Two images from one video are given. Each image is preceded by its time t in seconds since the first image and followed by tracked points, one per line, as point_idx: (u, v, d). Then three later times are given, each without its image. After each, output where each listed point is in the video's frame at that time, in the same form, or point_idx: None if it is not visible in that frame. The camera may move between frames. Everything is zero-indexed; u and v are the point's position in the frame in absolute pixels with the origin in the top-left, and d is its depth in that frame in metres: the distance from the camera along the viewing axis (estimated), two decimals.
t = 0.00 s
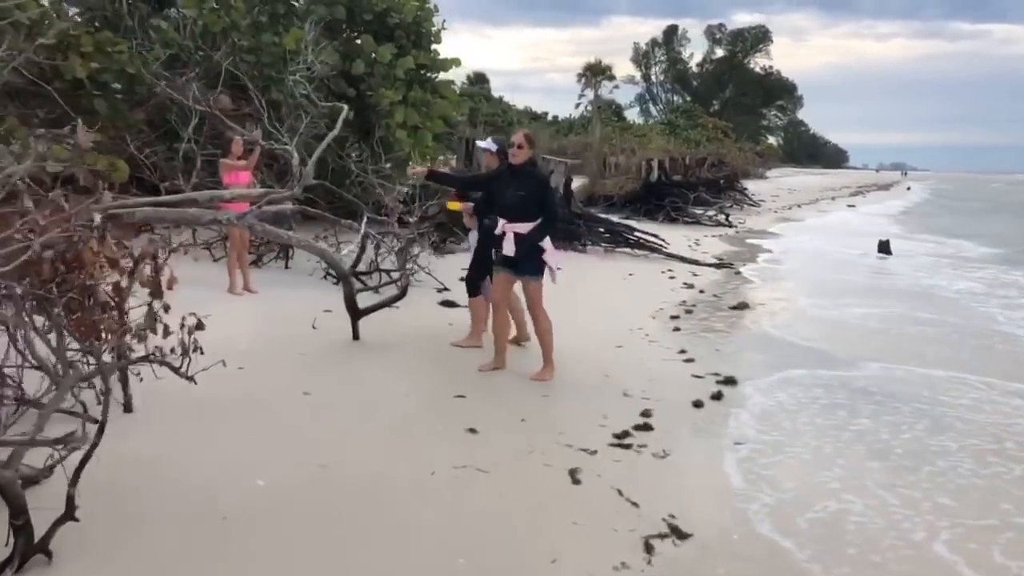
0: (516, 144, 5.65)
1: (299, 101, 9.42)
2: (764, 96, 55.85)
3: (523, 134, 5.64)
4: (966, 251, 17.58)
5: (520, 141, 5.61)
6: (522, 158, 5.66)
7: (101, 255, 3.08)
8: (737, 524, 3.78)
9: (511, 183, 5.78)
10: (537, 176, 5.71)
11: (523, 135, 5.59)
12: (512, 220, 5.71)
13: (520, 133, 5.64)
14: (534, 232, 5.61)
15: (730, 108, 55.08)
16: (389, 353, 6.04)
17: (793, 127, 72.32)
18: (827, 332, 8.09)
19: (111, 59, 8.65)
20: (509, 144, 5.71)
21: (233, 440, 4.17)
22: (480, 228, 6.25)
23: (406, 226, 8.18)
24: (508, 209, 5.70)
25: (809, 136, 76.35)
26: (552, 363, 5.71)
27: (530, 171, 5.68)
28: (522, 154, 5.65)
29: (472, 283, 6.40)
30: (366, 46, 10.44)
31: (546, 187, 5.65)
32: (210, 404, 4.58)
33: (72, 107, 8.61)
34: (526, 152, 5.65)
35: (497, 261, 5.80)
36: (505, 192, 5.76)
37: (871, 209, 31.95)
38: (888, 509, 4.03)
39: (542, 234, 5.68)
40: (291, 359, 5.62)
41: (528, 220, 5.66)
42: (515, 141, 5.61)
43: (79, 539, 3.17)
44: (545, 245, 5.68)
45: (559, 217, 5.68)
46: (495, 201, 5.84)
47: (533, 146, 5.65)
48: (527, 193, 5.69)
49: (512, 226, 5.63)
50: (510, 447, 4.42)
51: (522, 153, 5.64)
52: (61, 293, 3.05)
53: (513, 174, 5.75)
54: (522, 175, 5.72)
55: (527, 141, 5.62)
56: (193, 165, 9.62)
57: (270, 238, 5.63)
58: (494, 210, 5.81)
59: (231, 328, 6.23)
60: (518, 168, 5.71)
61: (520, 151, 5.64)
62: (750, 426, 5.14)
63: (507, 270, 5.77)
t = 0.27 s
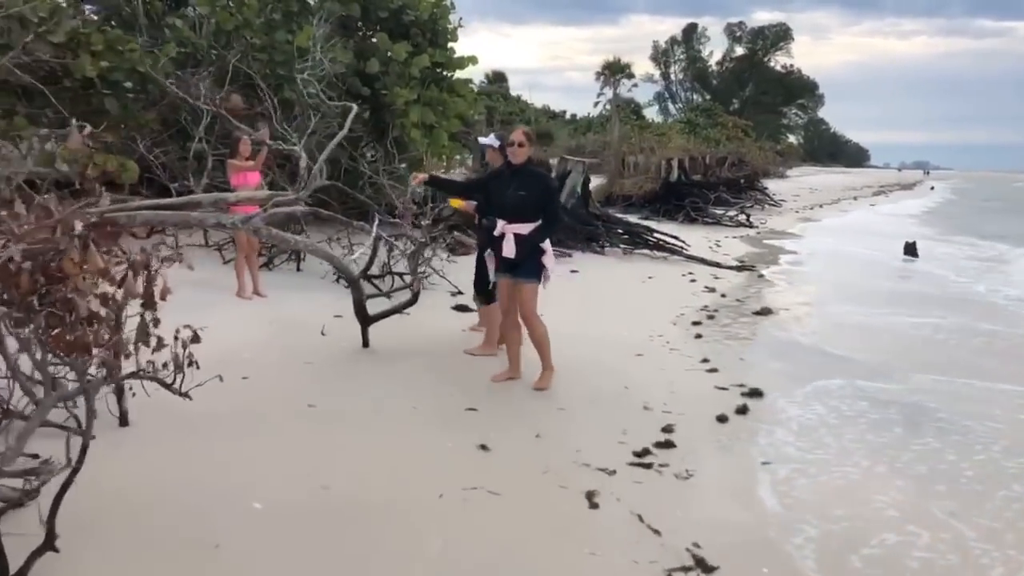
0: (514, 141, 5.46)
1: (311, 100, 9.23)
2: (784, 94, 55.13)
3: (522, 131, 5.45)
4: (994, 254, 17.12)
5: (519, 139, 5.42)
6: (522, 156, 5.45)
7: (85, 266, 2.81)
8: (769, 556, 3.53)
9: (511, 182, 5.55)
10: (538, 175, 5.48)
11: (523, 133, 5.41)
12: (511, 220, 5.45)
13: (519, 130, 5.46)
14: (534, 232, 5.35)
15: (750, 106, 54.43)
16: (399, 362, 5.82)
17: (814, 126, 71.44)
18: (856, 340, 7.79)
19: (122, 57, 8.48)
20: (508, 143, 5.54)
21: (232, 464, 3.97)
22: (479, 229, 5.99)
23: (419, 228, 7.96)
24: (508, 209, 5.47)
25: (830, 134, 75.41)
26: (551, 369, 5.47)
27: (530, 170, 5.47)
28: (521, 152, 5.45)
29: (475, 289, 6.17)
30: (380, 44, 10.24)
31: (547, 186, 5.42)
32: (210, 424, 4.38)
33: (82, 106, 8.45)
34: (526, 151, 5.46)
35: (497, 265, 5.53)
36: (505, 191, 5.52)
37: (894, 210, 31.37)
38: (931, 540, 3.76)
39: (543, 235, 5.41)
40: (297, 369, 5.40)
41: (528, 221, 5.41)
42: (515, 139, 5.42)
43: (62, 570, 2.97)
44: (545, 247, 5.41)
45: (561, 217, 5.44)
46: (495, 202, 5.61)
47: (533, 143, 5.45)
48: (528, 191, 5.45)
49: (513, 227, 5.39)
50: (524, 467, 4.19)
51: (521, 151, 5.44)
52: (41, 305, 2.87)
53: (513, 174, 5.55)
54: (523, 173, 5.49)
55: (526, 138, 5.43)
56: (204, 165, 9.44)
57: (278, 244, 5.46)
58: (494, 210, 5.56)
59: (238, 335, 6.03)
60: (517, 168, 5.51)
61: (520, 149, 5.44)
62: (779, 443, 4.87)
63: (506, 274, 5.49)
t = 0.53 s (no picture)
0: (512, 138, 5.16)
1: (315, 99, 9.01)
2: (802, 95, 54.47)
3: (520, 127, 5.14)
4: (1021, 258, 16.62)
5: (517, 135, 5.12)
6: (520, 153, 5.16)
7: (42, 272, 2.61)
8: None
9: (510, 181, 5.28)
10: (538, 173, 5.20)
11: (521, 129, 5.12)
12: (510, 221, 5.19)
13: (518, 126, 5.16)
14: (533, 234, 5.08)
15: (768, 107, 53.82)
16: (400, 370, 5.56)
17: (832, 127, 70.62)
18: (881, 348, 7.43)
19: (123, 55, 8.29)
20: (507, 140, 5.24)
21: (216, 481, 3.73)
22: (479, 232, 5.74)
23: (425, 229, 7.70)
24: (506, 209, 5.21)
25: (849, 135, 74.50)
26: (547, 380, 5.22)
27: (529, 168, 5.18)
28: (520, 149, 5.15)
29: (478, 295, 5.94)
30: (388, 42, 10.00)
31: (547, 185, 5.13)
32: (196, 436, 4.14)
33: (83, 105, 8.28)
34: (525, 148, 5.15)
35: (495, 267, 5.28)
36: (504, 191, 5.26)
37: (915, 212, 30.77)
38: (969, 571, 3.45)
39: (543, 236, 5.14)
40: (293, 378, 5.16)
41: (527, 222, 5.14)
42: (513, 135, 5.12)
43: None
44: (545, 249, 5.14)
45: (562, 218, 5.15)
46: (494, 202, 5.35)
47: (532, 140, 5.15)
48: (528, 191, 5.18)
49: (510, 228, 5.12)
50: (527, 487, 3.92)
51: (520, 148, 5.14)
52: None
53: (513, 172, 5.26)
54: (522, 172, 5.22)
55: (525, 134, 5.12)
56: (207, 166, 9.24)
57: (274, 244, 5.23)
58: (493, 211, 5.31)
59: (235, 341, 5.80)
60: (517, 166, 5.22)
61: (518, 146, 5.14)
62: (802, 460, 4.57)
63: (504, 277, 5.24)
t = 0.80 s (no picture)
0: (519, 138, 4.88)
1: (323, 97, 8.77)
2: (825, 90, 53.61)
3: (527, 126, 4.86)
4: None
5: (523, 135, 4.85)
6: (527, 154, 4.88)
7: None
8: None
9: (517, 183, 5.01)
10: (546, 175, 4.92)
11: (528, 129, 4.84)
12: (517, 226, 4.93)
13: (524, 125, 4.87)
14: (540, 240, 4.82)
15: (789, 103, 53.03)
16: (405, 381, 5.31)
17: (855, 123, 69.58)
18: (911, 356, 7.08)
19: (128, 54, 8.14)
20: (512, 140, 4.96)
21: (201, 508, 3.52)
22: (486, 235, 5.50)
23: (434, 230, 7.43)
24: (513, 213, 4.95)
25: (872, 132, 73.39)
26: (560, 393, 4.97)
27: (537, 170, 4.91)
28: (527, 150, 4.87)
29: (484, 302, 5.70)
30: (399, 38, 9.77)
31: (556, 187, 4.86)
32: (184, 459, 3.93)
33: (87, 105, 8.13)
34: (532, 148, 4.88)
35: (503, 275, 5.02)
36: (511, 194, 4.99)
37: (941, 210, 30.07)
38: None
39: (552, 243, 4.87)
40: (292, 390, 4.94)
41: (535, 226, 4.88)
42: (520, 135, 4.85)
43: None
44: (554, 255, 4.88)
45: (572, 222, 4.88)
46: (501, 205, 5.09)
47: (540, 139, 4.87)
48: (535, 194, 4.91)
49: (517, 233, 4.87)
50: (533, 513, 3.66)
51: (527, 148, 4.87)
52: None
53: (520, 174, 5.00)
54: (529, 173, 4.94)
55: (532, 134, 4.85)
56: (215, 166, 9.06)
57: (270, 249, 4.97)
58: (499, 215, 5.05)
59: (235, 349, 5.60)
60: (524, 167, 4.95)
61: (525, 147, 4.87)
62: (829, 481, 4.28)
63: (512, 285, 4.99)
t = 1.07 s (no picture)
0: (528, 135, 4.61)
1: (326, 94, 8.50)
2: (835, 92, 53.14)
3: (536, 122, 4.60)
4: None
5: (533, 132, 4.59)
6: (539, 152, 4.62)
7: None
8: None
9: (527, 184, 4.72)
10: (558, 175, 4.63)
11: (537, 126, 4.58)
12: (528, 230, 4.64)
13: (533, 121, 4.61)
14: (553, 244, 4.52)
15: (799, 105, 52.54)
16: (408, 392, 5.04)
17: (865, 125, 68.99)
18: (938, 367, 6.77)
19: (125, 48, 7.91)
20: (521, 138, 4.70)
21: (183, 535, 3.26)
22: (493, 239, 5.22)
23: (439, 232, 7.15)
24: (524, 216, 4.66)
25: (882, 133, 72.78)
26: (569, 407, 4.65)
27: (549, 169, 4.64)
28: (538, 148, 4.61)
29: (490, 311, 5.40)
30: (405, 34, 9.50)
31: (569, 187, 4.59)
32: (168, 480, 3.68)
33: (83, 101, 7.90)
34: (544, 146, 4.62)
35: (512, 281, 4.73)
36: (521, 195, 4.71)
37: (954, 212, 29.61)
38: None
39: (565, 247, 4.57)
40: (287, 401, 4.67)
41: (547, 230, 4.59)
42: (530, 132, 4.59)
43: None
44: (567, 260, 4.60)
45: (586, 225, 4.59)
46: (510, 207, 4.81)
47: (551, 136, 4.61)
48: (547, 195, 4.62)
49: (529, 237, 4.58)
50: (544, 541, 3.38)
51: (538, 146, 4.60)
52: None
53: (530, 174, 4.72)
54: (540, 173, 4.66)
55: (543, 131, 4.58)
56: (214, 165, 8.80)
57: (265, 250, 4.64)
58: (508, 217, 4.77)
59: (229, 357, 5.34)
60: (534, 166, 4.68)
61: (536, 144, 4.60)
62: (860, 505, 3.98)
63: (523, 292, 4.70)
